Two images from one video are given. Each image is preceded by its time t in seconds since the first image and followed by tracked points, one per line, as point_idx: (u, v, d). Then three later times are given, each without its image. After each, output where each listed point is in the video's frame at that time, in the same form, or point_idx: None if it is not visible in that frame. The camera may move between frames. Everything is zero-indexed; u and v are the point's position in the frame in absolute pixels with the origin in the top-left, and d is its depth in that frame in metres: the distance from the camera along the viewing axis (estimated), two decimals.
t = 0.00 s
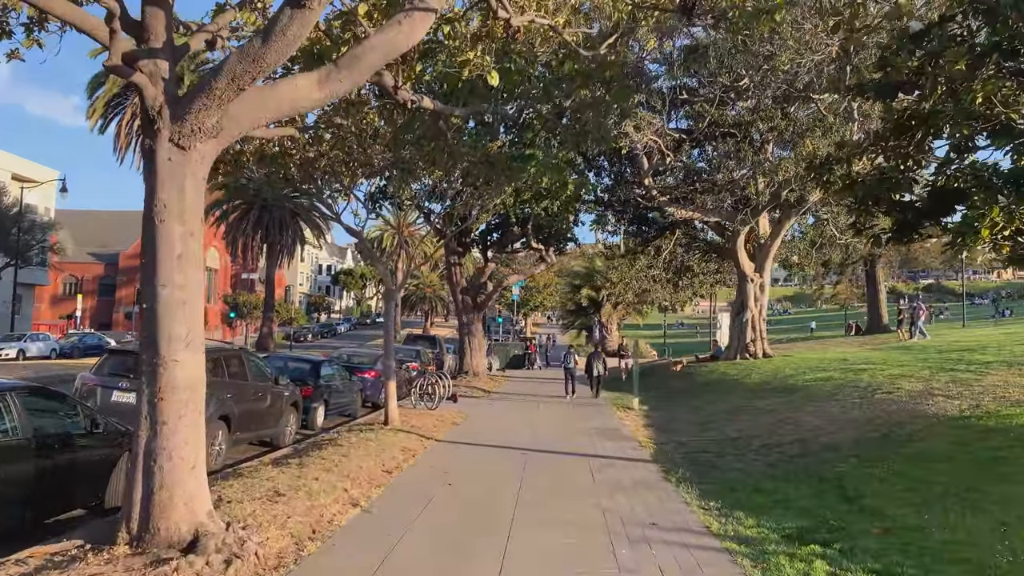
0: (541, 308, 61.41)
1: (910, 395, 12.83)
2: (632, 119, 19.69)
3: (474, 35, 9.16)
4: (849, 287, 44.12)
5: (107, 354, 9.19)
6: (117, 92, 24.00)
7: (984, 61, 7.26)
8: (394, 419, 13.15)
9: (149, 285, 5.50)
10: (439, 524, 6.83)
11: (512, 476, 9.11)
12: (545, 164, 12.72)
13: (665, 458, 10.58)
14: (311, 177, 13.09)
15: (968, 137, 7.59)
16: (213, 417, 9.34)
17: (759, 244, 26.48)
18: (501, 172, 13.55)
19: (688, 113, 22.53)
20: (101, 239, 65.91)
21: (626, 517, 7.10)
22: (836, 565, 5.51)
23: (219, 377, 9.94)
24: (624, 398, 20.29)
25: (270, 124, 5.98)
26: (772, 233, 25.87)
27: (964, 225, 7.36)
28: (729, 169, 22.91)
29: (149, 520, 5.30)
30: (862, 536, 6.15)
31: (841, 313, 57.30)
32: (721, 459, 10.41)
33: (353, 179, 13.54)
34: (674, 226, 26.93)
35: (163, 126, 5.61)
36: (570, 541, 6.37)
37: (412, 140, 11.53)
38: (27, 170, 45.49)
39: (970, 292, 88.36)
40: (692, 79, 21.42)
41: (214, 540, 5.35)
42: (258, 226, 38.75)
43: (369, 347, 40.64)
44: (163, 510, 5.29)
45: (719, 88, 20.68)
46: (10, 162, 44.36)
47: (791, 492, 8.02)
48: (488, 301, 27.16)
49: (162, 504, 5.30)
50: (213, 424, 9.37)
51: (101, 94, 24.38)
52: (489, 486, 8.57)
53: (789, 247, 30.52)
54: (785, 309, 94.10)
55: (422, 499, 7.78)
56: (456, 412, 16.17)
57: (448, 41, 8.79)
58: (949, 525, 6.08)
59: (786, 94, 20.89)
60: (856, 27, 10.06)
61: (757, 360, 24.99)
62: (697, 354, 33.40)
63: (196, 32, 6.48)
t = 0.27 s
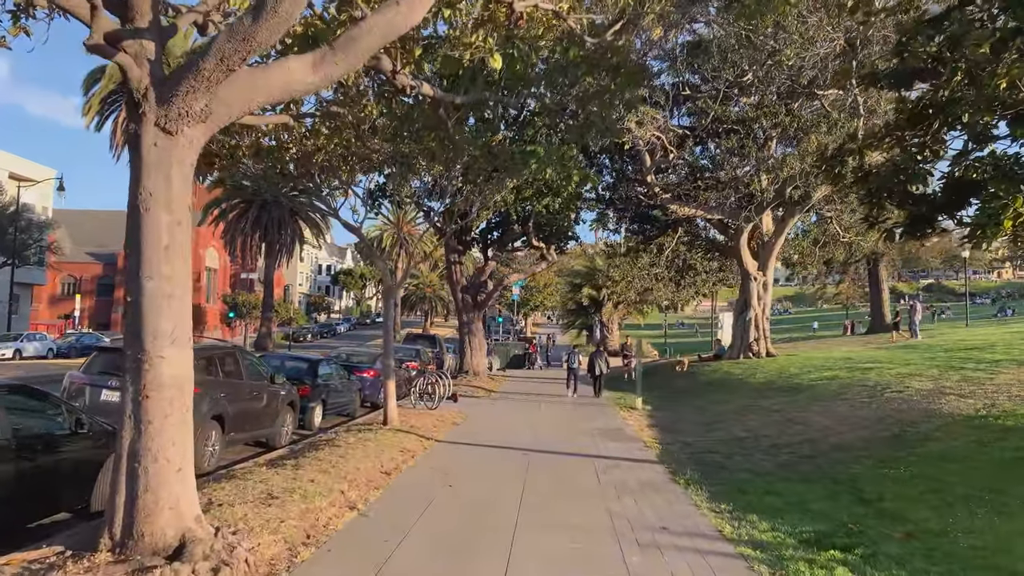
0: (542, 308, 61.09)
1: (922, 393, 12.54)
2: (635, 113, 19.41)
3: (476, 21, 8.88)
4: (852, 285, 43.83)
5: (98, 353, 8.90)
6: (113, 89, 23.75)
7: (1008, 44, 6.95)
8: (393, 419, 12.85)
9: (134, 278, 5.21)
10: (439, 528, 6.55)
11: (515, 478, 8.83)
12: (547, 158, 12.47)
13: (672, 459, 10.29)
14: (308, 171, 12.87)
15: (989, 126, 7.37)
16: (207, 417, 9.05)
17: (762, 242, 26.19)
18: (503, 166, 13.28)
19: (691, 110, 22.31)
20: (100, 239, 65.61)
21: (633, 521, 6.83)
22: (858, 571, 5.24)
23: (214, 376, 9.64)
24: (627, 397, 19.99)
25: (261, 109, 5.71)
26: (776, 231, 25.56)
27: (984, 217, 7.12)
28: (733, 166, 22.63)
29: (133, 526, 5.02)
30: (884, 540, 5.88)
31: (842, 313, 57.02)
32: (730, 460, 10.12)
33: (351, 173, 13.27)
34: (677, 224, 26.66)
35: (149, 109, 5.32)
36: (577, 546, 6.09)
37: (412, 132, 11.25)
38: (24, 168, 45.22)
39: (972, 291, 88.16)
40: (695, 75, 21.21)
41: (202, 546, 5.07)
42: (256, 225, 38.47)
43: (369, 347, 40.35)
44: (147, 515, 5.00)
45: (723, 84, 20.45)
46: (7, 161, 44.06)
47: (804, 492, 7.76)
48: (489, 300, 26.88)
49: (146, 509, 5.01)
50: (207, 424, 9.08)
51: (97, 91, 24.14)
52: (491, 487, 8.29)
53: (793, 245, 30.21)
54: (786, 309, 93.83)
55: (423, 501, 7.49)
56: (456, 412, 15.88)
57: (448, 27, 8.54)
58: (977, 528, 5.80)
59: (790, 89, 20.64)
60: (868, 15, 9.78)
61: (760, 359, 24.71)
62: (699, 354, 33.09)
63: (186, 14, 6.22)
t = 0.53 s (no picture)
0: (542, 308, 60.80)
1: (932, 395, 12.26)
2: (637, 110, 19.15)
3: (476, 10, 8.62)
4: (854, 285, 43.56)
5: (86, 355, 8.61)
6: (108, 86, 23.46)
7: None
8: (391, 422, 12.55)
9: (113, 276, 4.90)
10: (437, 539, 6.25)
11: (516, 484, 8.53)
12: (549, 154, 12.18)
13: (677, 464, 9.99)
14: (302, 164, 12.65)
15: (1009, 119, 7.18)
16: (198, 421, 8.74)
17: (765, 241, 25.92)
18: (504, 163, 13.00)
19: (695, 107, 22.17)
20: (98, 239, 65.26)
21: (641, 532, 6.54)
22: None
23: (206, 378, 9.34)
24: (629, 399, 19.68)
25: (249, 98, 5.42)
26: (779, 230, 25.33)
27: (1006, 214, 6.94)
28: (737, 164, 22.39)
29: (111, 541, 4.71)
30: (906, 553, 5.59)
31: (844, 313, 56.72)
32: (737, 465, 9.82)
33: (348, 170, 13.01)
34: (679, 223, 26.40)
35: (128, 97, 5.01)
36: (583, 558, 5.80)
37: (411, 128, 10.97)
38: (20, 168, 44.94)
39: (973, 291, 87.89)
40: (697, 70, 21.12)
41: (185, 561, 4.77)
42: (254, 225, 38.17)
43: (368, 348, 40.02)
44: (126, 530, 4.69)
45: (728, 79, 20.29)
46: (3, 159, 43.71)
47: (817, 499, 7.47)
48: (488, 300, 26.56)
49: (126, 523, 4.71)
50: (198, 428, 8.77)
51: (92, 88, 23.81)
52: (492, 495, 8.00)
53: (796, 244, 29.92)
54: (786, 308, 93.55)
55: (421, 510, 7.19)
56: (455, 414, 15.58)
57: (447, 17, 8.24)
58: (1004, 540, 5.52)
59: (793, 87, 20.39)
60: None
61: (764, 360, 24.42)
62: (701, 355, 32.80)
63: None
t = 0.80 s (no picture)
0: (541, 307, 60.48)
1: (943, 394, 11.97)
2: (639, 106, 18.87)
3: None
4: (856, 284, 43.30)
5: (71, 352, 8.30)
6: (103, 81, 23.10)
7: None
8: (389, 423, 12.24)
9: (89, 267, 4.60)
10: (435, 545, 5.95)
11: (517, 488, 8.23)
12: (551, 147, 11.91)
13: (683, 466, 9.68)
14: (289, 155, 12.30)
15: None
16: (188, 422, 8.41)
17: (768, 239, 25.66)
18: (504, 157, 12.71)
19: (697, 104, 22.06)
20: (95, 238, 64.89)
21: (648, 537, 6.25)
22: None
23: (196, 377, 9.03)
24: (631, 399, 19.38)
25: (235, 79, 5.14)
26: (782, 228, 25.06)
27: None
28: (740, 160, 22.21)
29: (86, 549, 4.41)
30: (930, 560, 5.30)
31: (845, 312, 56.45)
32: (745, 466, 9.51)
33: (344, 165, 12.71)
34: (681, 220, 26.12)
35: (106, 76, 4.70)
36: (588, 565, 5.50)
37: (409, 121, 10.68)
38: (15, 167, 44.54)
39: (973, 290, 87.67)
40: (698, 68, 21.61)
41: (165, 570, 4.48)
42: (251, 223, 37.78)
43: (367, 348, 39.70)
44: (102, 538, 4.40)
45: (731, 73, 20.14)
46: None
47: (830, 503, 7.18)
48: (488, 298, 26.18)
49: (102, 530, 4.41)
50: (188, 429, 8.44)
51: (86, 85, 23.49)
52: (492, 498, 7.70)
53: (798, 243, 29.62)
54: (786, 308, 93.26)
55: (418, 515, 6.90)
56: (455, 414, 15.27)
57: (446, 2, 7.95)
58: None
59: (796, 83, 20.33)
60: None
61: (767, 359, 24.11)
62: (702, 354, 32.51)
63: None
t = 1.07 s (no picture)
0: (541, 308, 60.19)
1: (955, 397, 11.69)
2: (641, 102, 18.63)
3: None
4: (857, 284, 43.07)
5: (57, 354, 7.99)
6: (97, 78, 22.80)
7: None
8: (386, 427, 11.91)
9: (63, 266, 4.29)
10: (433, 559, 5.65)
11: (519, 496, 7.93)
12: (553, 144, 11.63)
13: (689, 473, 9.38)
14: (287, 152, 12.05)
15: None
16: (178, 426, 8.09)
17: (771, 238, 25.34)
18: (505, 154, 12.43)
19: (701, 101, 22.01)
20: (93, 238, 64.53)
21: (657, 551, 5.95)
22: None
23: (188, 380, 8.71)
24: (632, 401, 19.08)
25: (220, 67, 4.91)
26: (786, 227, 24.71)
27: None
28: (744, 159, 21.74)
29: (57, 570, 4.11)
30: None
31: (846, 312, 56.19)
32: (754, 474, 9.21)
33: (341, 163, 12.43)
34: (684, 219, 25.72)
35: (81, 62, 4.37)
36: None
37: (408, 117, 10.41)
38: (11, 166, 44.24)
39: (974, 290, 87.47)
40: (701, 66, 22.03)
41: None
42: (249, 223, 37.48)
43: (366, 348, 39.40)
44: (75, 557, 4.10)
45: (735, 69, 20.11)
46: None
47: (846, 513, 6.88)
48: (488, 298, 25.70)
49: (74, 549, 4.12)
50: (177, 434, 8.11)
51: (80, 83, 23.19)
52: (494, 509, 7.39)
53: (801, 243, 29.34)
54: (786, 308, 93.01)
55: (415, 526, 6.60)
56: (455, 417, 14.96)
57: None
58: None
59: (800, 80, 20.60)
60: None
61: (771, 360, 23.82)
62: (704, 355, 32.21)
63: None
